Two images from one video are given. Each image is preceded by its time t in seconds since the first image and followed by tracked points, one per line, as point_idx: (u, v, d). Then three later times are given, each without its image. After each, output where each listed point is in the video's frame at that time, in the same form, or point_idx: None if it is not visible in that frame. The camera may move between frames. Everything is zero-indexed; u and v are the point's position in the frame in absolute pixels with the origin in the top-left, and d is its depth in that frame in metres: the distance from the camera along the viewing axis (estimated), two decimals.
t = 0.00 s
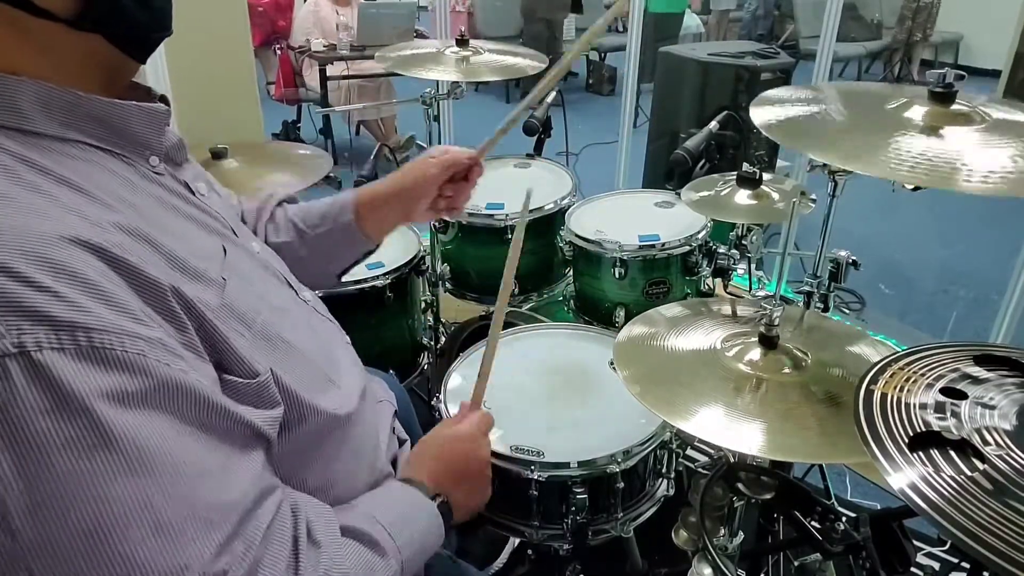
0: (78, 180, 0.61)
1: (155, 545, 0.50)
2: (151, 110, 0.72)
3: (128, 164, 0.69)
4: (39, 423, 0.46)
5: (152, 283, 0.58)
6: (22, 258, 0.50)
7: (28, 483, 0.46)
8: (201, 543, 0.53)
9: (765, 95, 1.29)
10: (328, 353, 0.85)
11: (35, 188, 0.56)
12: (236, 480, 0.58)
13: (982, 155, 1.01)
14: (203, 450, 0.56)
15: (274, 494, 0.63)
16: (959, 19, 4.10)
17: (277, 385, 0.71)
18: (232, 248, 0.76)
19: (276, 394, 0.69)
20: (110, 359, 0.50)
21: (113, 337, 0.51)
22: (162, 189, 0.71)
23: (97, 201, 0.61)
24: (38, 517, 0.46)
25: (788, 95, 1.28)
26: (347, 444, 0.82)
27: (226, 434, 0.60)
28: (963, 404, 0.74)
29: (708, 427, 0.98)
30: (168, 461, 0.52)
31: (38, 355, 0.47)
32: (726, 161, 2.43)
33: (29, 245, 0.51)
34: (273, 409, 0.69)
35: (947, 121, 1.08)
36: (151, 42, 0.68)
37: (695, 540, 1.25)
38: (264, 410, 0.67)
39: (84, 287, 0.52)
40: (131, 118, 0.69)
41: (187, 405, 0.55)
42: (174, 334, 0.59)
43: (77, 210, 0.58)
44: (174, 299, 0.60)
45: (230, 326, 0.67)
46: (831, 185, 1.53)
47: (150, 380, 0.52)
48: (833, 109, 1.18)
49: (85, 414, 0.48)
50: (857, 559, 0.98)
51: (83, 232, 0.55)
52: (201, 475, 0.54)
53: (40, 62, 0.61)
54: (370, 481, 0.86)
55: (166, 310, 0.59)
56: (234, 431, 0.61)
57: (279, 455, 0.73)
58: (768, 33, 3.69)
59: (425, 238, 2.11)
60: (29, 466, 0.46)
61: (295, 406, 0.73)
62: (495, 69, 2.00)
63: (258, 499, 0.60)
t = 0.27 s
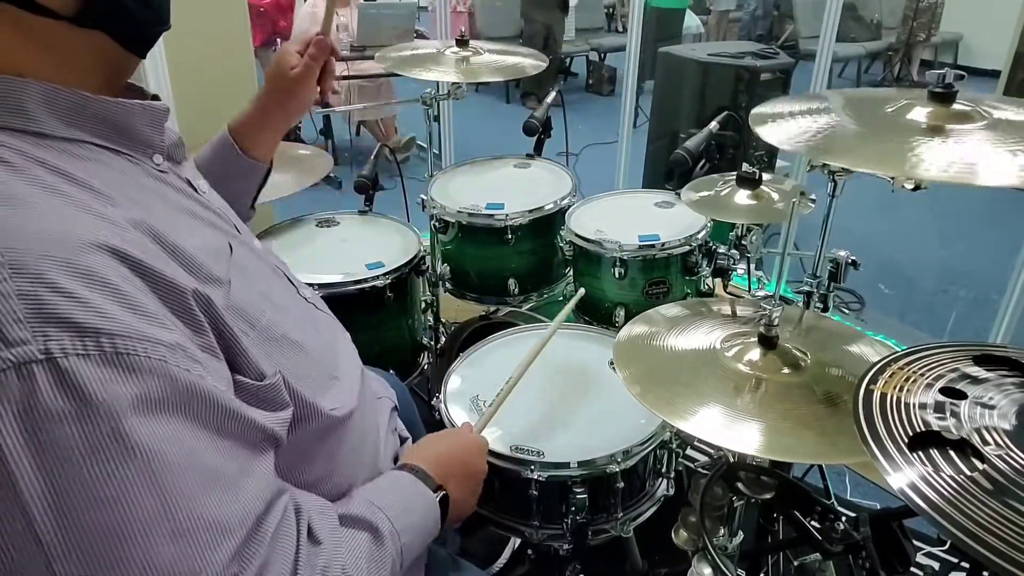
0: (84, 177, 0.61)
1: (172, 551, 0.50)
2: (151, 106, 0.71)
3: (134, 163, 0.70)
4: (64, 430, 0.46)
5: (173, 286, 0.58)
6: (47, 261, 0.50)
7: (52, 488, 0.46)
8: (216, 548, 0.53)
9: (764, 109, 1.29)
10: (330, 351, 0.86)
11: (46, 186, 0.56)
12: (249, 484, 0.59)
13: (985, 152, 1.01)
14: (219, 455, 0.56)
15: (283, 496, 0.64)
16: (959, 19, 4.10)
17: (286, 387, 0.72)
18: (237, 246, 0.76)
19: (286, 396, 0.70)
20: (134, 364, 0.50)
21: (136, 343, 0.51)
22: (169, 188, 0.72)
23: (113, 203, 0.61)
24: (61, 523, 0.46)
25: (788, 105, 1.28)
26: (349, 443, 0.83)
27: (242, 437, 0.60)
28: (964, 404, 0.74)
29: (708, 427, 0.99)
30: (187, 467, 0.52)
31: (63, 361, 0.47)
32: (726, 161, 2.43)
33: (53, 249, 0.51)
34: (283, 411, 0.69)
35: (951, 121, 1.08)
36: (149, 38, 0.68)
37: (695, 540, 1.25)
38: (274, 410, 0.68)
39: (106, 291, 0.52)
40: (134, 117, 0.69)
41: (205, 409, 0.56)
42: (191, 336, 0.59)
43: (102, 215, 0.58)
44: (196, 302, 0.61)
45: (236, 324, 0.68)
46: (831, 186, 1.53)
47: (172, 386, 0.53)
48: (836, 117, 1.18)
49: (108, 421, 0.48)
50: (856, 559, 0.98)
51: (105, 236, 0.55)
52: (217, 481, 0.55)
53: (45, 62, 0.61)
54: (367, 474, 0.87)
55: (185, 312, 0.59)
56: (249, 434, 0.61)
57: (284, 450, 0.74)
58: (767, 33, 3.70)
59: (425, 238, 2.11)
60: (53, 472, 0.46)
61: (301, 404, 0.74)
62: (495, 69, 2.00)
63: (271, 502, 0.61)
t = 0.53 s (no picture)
0: (77, 175, 0.60)
1: (183, 540, 0.50)
2: (145, 106, 0.71)
3: (128, 162, 0.70)
4: (69, 422, 0.47)
5: (169, 280, 0.58)
6: (44, 258, 0.49)
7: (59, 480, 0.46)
8: (226, 535, 0.53)
9: (770, 113, 1.29)
10: (328, 348, 0.86)
11: (42, 184, 0.56)
12: (257, 472, 0.58)
13: (985, 153, 1.01)
14: (226, 444, 0.56)
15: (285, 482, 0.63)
16: (959, 20, 4.10)
17: (280, 378, 0.71)
18: (232, 244, 0.76)
19: (281, 386, 0.69)
20: (136, 356, 0.50)
21: (137, 335, 0.51)
22: (165, 188, 0.72)
23: (108, 201, 0.61)
24: (70, 514, 0.47)
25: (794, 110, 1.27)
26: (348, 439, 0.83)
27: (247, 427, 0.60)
28: (963, 404, 0.74)
29: (707, 427, 0.99)
30: (194, 457, 0.52)
31: (66, 354, 0.47)
32: (726, 162, 2.43)
33: (50, 246, 0.51)
34: (280, 400, 0.69)
35: (954, 121, 1.08)
36: (144, 43, 0.68)
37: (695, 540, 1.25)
38: (272, 399, 0.68)
39: (104, 286, 0.52)
40: (130, 116, 0.69)
41: (210, 399, 0.55)
42: (189, 330, 0.59)
43: (94, 210, 0.58)
44: (188, 295, 0.60)
45: (234, 322, 0.67)
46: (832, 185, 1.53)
47: (174, 377, 0.53)
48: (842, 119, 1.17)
49: (113, 412, 0.48)
50: (856, 559, 0.98)
51: (96, 231, 0.55)
52: (225, 470, 0.55)
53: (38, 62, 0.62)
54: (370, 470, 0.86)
55: (180, 307, 0.59)
56: (252, 423, 0.61)
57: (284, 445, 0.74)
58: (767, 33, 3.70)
59: (425, 238, 2.11)
60: (59, 464, 0.46)
61: (298, 397, 0.74)
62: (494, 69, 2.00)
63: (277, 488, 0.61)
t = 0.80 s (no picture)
0: (70, 178, 0.61)
1: (183, 534, 0.50)
2: (140, 106, 0.72)
3: (123, 162, 0.70)
4: (65, 419, 0.46)
5: (158, 277, 0.57)
6: (33, 256, 0.49)
7: (55, 476, 0.46)
8: (226, 529, 0.53)
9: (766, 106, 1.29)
10: (327, 348, 0.85)
11: (32, 185, 0.56)
12: (256, 467, 0.58)
13: (984, 153, 1.01)
14: (223, 439, 0.56)
15: (287, 478, 0.63)
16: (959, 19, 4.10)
17: (279, 377, 0.71)
18: (229, 244, 0.76)
19: (280, 385, 0.70)
20: (129, 353, 0.50)
21: (130, 332, 0.51)
22: (159, 188, 0.72)
23: (97, 200, 0.61)
24: (68, 509, 0.47)
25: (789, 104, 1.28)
26: (347, 438, 0.83)
27: (243, 423, 0.60)
28: (963, 404, 0.73)
29: (707, 426, 0.98)
30: (191, 452, 0.52)
31: (59, 351, 0.47)
32: (726, 161, 2.43)
33: (39, 245, 0.50)
34: (278, 399, 0.69)
35: (953, 121, 1.08)
36: (135, 36, 0.67)
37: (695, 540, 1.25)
38: (272, 397, 0.68)
39: (97, 284, 0.52)
40: (122, 116, 0.69)
41: (205, 395, 0.55)
42: (182, 329, 0.59)
43: (84, 210, 0.57)
44: (181, 295, 0.60)
45: (229, 321, 0.67)
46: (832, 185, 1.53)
47: (168, 373, 0.52)
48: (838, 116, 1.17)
49: (108, 408, 0.48)
50: (857, 559, 0.98)
51: (81, 228, 0.55)
52: (223, 465, 0.54)
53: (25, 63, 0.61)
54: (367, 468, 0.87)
55: (173, 305, 0.58)
56: (248, 419, 0.61)
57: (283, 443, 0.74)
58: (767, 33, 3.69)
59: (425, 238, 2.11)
60: (55, 460, 0.46)
61: (297, 395, 0.74)
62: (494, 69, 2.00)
63: (275, 483, 0.60)
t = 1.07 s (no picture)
0: (65, 173, 0.61)
1: (154, 538, 0.50)
2: (146, 104, 0.71)
3: (124, 160, 0.69)
4: (36, 419, 0.47)
5: (147, 275, 0.59)
6: (17, 254, 0.50)
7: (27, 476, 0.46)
8: (200, 533, 0.53)
9: (763, 110, 1.29)
10: (328, 350, 0.85)
11: (30, 184, 0.57)
12: (237, 471, 0.59)
13: (984, 153, 1.01)
14: (202, 443, 0.56)
15: (272, 485, 0.64)
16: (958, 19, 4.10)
17: (269, 377, 0.71)
18: (231, 244, 0.76)
19: (272, 388, 0.70)
20: (105, 353, 0.50)
21: (108, 333, 0.51)
22: (160, 188, 0.72)
23: (98, 198, 0.62)
24: (38, 510, 0.47)
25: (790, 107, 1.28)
26: (347, 442, 0.83)
27: (226, 426, 0.60)
28: (964, 404, 0.74)
29: (707, 428, 0.99)
30: (167, 455, 0.52)
31: (33, 351, 0.47)
32: (726, 162, 2.43)
33: (23, 241, 0.51)
34: (269, 402, 0.69)
35: (951, 121, 1.08)
36: (135, 26, 0.67)
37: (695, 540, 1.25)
38: (261, 401, 0.68)
39: (82, 283, 0.52)
40: (126, 114, 0.69)
41: (185, 398, 0.56)
42: (172, 328, 0.60)
43: (79, 209, 0.58)
44: (172, 294, 0.61)
45: (223, 320, 0.67)
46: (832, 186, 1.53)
47: (146, 374, 0.53)
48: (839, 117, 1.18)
49: (81, 410, 0.48)
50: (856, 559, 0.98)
51: (74, 225, 0.56)
52: (201, 468, 0.54)
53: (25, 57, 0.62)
54: (370, 473, 0.86)
55: (161, 303, 0.59)
56: (233, 422, 0.61)
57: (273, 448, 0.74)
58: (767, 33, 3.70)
59: (425, 238, 2.11)
60: (27, 461, 0.46)
61: (290, 399, 0.73)
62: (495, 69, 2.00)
63: (256, 491, 0.61)
